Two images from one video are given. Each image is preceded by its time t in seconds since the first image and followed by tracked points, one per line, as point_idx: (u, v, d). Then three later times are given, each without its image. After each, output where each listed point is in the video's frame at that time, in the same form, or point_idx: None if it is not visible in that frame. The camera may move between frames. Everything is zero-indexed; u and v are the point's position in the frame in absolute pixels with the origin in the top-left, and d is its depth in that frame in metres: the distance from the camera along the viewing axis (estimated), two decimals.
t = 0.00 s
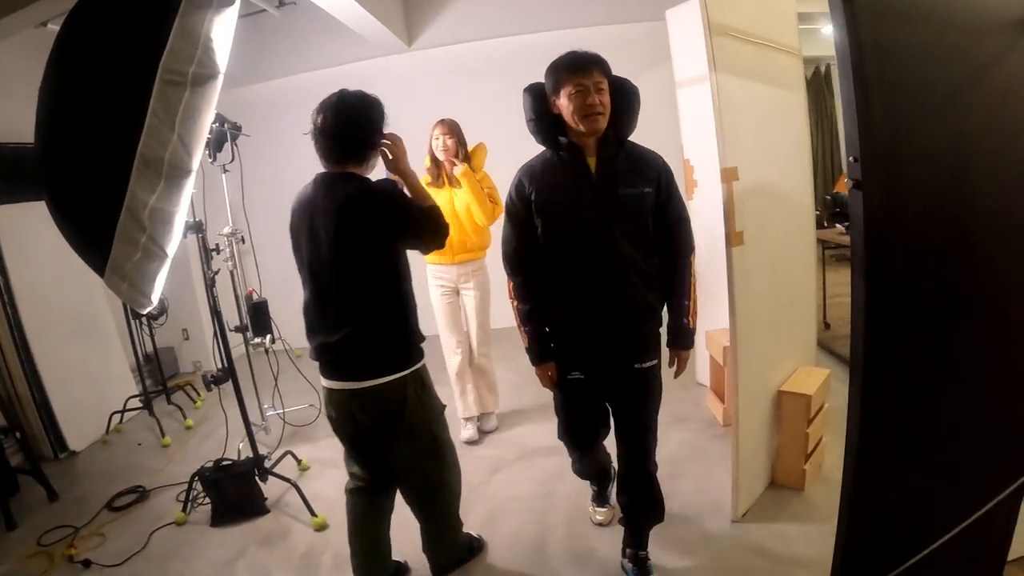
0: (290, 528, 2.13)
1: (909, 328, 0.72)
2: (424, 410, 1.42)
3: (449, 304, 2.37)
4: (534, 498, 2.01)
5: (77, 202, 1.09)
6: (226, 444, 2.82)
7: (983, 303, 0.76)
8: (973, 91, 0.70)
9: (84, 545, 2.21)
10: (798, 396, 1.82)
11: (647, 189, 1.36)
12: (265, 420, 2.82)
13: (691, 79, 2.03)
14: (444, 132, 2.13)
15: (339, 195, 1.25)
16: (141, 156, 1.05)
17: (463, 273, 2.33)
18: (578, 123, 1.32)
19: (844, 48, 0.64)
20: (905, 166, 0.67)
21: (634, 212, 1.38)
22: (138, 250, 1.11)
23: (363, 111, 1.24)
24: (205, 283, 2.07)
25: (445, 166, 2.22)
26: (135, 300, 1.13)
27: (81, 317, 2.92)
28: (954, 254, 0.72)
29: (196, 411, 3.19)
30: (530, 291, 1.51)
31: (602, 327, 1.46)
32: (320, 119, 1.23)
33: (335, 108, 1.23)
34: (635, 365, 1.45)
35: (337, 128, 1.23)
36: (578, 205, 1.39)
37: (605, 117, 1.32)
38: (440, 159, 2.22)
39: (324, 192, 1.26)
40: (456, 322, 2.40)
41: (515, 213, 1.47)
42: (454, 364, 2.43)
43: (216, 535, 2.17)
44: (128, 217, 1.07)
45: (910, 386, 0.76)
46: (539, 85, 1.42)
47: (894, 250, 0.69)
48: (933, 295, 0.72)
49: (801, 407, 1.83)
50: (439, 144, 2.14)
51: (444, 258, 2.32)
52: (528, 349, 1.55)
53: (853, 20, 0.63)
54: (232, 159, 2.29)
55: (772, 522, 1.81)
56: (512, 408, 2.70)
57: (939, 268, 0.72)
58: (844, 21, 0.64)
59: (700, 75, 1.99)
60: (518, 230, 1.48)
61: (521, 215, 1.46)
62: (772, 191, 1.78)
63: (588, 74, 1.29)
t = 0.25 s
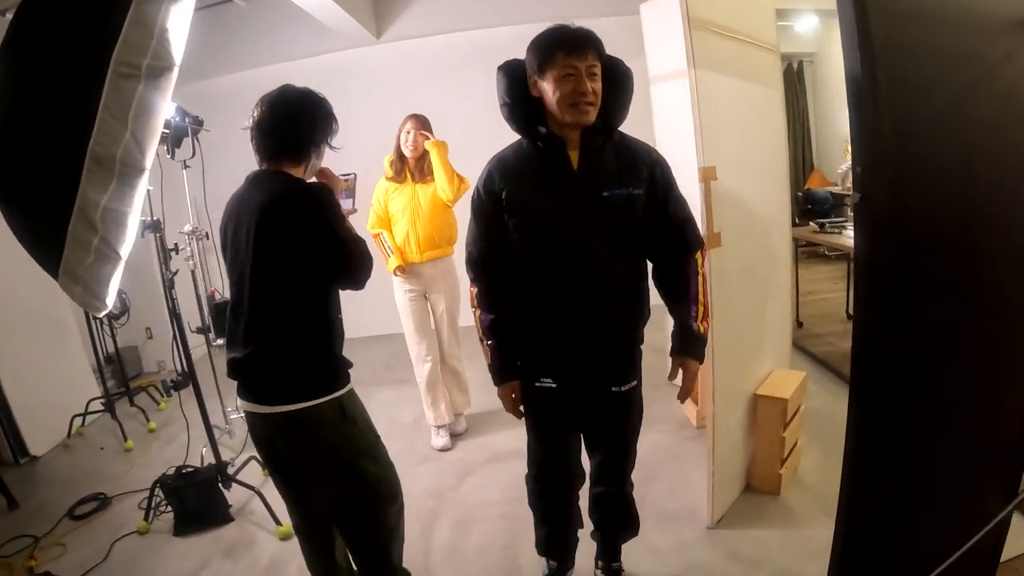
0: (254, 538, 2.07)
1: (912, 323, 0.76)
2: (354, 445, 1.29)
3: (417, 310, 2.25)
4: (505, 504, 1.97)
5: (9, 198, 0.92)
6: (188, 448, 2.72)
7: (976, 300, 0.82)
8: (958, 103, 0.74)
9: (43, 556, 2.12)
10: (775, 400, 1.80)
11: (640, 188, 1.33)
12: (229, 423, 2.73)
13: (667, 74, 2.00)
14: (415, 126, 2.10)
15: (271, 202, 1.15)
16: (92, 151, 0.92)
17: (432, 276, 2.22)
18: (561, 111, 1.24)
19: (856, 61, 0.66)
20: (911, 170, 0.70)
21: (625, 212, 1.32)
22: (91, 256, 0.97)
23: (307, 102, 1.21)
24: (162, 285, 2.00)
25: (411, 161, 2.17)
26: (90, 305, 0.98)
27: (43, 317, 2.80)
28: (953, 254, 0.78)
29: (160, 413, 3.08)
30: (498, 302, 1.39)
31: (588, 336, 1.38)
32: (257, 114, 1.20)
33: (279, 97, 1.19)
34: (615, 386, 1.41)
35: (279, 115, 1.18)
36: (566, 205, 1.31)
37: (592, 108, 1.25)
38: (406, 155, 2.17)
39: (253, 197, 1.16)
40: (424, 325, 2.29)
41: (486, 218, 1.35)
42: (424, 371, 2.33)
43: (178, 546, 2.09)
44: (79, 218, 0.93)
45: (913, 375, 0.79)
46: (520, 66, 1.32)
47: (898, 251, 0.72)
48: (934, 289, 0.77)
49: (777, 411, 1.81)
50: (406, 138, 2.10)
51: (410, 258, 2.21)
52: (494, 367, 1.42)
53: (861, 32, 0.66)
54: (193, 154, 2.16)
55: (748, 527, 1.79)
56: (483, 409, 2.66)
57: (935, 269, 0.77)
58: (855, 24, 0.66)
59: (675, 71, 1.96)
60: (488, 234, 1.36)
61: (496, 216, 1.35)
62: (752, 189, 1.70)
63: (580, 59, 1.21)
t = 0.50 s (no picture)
0: (217, 543, 2.04)
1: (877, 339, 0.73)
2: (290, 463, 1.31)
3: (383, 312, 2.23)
4: (470, 508, 1.95)
5: None
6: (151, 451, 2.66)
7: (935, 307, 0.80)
8: (923, 104, 0.73)
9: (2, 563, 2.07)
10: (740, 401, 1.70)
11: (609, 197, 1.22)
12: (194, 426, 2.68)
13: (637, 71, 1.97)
14: (379, 122, 2.07)
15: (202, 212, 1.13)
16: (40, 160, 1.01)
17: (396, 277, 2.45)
18: (531, 111, 1.11)
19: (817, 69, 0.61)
20: (876, 182, 0.67)
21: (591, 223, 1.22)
22: (44, 259, 1.06)
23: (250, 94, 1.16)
24: (121, 287, 1.94)
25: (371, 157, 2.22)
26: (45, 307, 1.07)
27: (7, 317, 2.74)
28: (914, 261, 0.75)
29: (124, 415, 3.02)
30: (446, 323, 1.29)
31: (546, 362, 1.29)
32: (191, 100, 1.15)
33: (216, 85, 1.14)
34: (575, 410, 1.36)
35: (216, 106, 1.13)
36: (526, 219, 1.19)
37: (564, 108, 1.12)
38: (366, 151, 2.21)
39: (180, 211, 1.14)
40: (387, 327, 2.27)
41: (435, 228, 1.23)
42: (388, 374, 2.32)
43: (139, 551, 2.05)
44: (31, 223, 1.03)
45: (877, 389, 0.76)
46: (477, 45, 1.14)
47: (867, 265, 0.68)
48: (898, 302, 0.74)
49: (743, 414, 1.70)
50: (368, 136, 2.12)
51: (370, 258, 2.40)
52: (439, 396, 1.34)
53: (828, 43, 0.60)
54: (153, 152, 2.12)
55: (717, 530, 1.77)
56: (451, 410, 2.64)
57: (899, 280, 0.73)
58: (819, 28, 0.60)
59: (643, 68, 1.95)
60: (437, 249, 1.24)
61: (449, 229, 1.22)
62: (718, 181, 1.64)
63: (553, 49, 1.06)
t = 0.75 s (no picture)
0: (190, 538, 2.04)
1: (834, 355, 0.60)
2: (258, 485, 1.27)
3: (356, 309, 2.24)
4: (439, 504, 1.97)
5: None
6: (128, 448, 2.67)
7: (901, 320, 0.68)
8: (870, 111, 0.60)
9: None
10: (708, 397, 1.82)
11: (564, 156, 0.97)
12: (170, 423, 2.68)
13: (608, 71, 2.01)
14: (343, 118, 2.11)
15: (169, 205, 1.13)
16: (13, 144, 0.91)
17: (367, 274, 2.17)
18: (492, 89, 0.88)
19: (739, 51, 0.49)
20: (815, 184, 0.54)
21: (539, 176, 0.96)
22: (14, 250, 0.93)
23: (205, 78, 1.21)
24: (93, 283, 1.91)
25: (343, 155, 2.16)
26: (16, 306, 0.95)
27: None
28: (874, 273, 0.63)
29: (99, 412, 3.01)
30: (371, 318, 0.95)
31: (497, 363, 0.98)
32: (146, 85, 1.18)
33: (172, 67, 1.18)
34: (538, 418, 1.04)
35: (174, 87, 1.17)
36: (458, 179, 0.92)
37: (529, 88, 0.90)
38: (338, 149, 2.17)
39: (139, 210, 1.13)
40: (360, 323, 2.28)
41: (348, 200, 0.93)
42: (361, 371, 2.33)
43: (113, 547, 2.05)
44: None
45: (836, 423, 0.63)
46: (418, 11, 0.94)
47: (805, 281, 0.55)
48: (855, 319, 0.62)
49: (712, 408, 1.83)
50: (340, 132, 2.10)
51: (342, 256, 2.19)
52: (377, 400, 0.97)
53: (754, 14, 0.48)
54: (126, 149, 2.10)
55: (683, 524, 1.79)
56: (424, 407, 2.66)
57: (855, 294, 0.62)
58: (744, 9, 0.49)
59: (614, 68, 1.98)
60: (353, 224, 0.92)
61: (370, 196, 0.92)
62: (687, 185, 1.72)
63: (526, 16, 0.84)
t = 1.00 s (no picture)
0: (190, 537, 2.05)
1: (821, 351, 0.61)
2: (262, 488, 1.28)
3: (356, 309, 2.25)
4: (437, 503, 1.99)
5: None
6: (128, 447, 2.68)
7: (890, 317, 0.69)
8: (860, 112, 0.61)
9: None
10: (706, 397, 1.84)
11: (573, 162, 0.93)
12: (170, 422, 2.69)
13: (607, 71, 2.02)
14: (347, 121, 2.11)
15: (166, 205, 1.15)
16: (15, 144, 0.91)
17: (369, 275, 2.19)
18: (494, 78, 0.82)
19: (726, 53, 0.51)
20: (803, 183, 0.55)
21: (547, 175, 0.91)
22: (15, 250, 0.92)
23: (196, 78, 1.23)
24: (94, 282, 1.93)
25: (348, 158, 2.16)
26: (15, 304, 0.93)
27: None
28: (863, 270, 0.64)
29: (99, 411, 3.02)
30: (358, 316, 0.86)
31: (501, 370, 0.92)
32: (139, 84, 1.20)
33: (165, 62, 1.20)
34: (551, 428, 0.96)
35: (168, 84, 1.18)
36: (455, 172, 0.86)
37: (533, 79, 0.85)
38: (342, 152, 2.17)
39: (134, 213, 1.13)
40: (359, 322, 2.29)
41: (336, 188, 0.84)
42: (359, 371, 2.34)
43: (113, 545, 2.06)
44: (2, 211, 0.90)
45: (823, 419, 0.64)
46: None
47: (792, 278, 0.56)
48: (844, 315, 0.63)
49: (709, 408, 1.85)
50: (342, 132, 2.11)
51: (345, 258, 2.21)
52: (357, 414, 0.87)
53: (740, 15, 0.49)
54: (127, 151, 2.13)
55: (680, 523, 1.80)
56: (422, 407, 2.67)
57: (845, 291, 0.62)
58: (730, 11, 0.49)
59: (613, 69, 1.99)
60: (341, 214, 0.84)
61: (361, 185, 0.84)
62: (685, 183, 1.72)
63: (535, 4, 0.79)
